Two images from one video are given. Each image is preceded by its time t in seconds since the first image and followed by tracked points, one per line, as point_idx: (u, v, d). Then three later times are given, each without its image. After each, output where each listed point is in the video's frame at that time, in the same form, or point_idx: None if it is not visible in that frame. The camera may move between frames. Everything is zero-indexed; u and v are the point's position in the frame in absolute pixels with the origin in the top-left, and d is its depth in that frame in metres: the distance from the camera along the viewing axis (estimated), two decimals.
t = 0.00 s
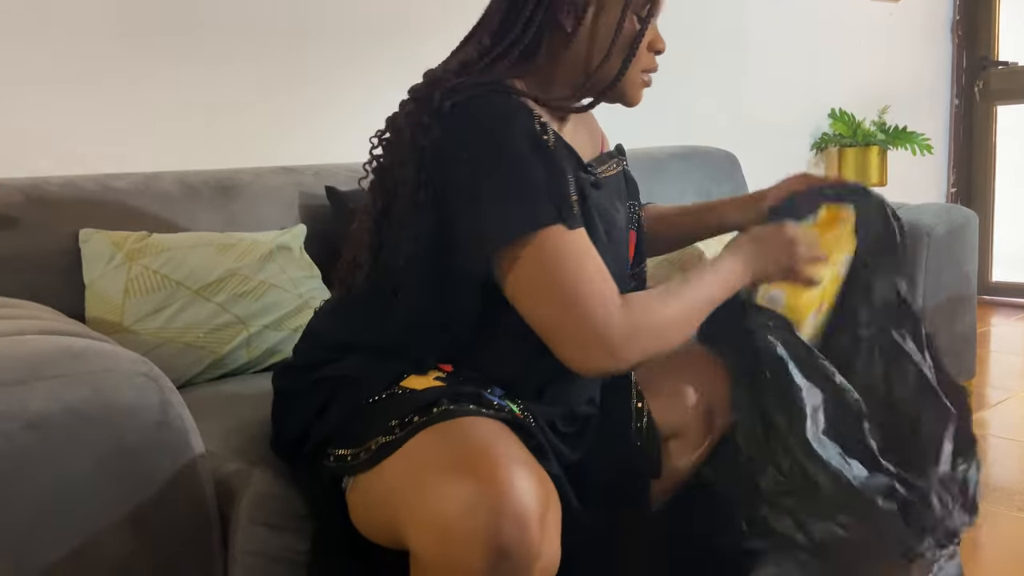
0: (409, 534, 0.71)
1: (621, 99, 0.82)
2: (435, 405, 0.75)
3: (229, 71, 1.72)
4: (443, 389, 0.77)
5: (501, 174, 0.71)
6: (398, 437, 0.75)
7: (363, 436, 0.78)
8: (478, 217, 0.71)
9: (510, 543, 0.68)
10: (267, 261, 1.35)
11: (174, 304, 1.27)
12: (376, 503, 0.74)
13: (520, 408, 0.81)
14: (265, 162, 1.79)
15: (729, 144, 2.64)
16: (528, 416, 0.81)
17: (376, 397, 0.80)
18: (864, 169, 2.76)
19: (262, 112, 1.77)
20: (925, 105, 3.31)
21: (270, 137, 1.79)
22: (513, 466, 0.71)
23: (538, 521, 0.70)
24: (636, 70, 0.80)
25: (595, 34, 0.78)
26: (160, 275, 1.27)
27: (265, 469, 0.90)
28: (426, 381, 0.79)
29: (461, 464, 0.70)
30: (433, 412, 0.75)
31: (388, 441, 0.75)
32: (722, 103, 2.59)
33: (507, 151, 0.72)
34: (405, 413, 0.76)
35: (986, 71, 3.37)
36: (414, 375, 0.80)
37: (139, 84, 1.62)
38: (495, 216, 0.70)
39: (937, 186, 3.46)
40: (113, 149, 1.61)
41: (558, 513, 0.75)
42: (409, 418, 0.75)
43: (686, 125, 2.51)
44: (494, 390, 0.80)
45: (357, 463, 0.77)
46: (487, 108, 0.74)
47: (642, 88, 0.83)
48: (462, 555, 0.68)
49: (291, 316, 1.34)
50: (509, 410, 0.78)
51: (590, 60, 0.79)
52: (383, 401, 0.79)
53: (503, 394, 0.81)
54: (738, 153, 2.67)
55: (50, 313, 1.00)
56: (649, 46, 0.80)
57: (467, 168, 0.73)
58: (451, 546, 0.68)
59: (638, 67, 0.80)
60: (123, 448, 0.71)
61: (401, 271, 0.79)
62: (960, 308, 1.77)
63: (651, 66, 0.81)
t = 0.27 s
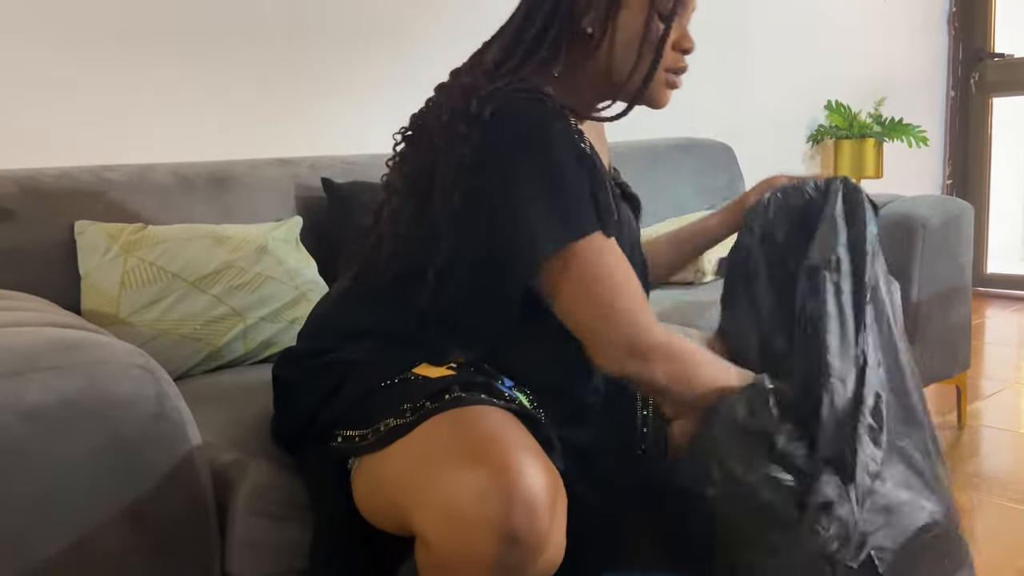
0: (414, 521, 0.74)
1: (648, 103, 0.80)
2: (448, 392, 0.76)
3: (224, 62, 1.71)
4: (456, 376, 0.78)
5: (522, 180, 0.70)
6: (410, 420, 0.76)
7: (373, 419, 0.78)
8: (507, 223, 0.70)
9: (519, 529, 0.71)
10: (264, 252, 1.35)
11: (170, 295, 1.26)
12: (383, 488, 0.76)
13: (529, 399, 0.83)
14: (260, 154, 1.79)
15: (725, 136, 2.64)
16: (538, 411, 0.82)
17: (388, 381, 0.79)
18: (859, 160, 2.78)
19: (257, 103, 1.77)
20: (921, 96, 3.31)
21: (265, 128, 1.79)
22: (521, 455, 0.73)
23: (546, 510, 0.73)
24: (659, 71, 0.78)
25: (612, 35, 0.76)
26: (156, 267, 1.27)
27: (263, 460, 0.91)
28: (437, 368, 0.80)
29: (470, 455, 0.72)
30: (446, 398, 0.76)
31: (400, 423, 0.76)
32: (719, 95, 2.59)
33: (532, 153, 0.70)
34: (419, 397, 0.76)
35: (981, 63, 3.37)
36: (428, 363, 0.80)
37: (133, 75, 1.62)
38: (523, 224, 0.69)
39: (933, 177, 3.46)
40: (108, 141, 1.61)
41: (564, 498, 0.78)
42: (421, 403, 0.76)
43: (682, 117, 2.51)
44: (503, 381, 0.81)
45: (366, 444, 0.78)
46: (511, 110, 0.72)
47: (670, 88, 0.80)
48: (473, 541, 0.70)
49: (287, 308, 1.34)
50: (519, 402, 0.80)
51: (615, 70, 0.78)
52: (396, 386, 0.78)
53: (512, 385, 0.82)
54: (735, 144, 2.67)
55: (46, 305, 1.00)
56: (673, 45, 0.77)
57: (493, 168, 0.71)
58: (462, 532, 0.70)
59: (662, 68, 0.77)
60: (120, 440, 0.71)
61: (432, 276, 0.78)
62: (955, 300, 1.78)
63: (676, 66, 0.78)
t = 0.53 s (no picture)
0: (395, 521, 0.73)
1: (684, 117, 0.75)
2: (432, 390, 0.77)
3: (219, 51, 1.71)
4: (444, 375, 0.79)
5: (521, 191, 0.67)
6: (393, 418, 0.77)
7: (359, 414, 0.80)
8: (495, 229, 0.67)
9: (496, 531, 0.70)
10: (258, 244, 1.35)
11: (164, 286, 1.26)
12: (367, 486, 0.76)
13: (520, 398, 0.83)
14: (254, 143, 1.78)
15: (720, 126, 2.64)
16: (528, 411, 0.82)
17: (378, 375, 0.81)
18: (855, 151, 2.80)
19: (251, 92, 1.76)
20: (916, 87, 3.32)
21: (260, 118, 1.78)
22: (499, 457, 0.72)
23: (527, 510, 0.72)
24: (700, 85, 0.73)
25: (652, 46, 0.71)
26: (150, 257, 1.26)
27: (258, 451, 0.91)
28: (426, 365, 0.81)
29: (447, 457, 0.72)
30: (430, 396, 0.77)
31: (384, 420, 0.77)
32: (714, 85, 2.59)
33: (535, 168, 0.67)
34: (405, 394, 0.77)
35: (976, 54, 3.37)
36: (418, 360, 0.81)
37: (127, 63, 1.61)
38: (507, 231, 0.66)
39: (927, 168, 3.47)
40: (102, 130, 1.60)
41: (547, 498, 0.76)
42: (405, 400, 0.77)
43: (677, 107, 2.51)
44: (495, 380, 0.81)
45: (351, 440, 0.79)
46: (525, 121, 0.69)
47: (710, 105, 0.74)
48: (450, 542, 0.70)
49: (282, 298, 1.34)
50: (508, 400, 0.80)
51: (652, 81, 0.73)
52: (385, 381, 0.80)
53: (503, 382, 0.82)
54: (731, 134, 2.67)
55: (41, 294, 0.99)
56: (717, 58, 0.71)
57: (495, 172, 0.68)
58: (438, 534, 0.70)
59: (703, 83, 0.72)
60: (115, 430, 0.71)
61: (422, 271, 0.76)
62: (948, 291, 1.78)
63: (719, 82, 0.73)
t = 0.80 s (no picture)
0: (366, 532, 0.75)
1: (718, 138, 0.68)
2: (398, 401, 0.78)
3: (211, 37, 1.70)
4: (414, 383, 0.79)
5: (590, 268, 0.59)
6: (362, 431, 0.77)
7: (329, 424, 0.80)
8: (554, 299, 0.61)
9: (461, 552, 0.72)
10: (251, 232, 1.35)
11: (157, 272, 1.25)
12: (343, 495, 0.78)
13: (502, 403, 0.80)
14: (247, 130, 1.78)
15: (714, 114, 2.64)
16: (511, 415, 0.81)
17: (349, 384, 0.80)
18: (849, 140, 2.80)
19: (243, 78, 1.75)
20: (910, 75, 3.31)
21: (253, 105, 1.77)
22: (471, 478, 0.73)
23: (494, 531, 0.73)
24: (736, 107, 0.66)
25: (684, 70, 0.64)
26: (143, 244, 1.26)
27: (251, 441, 0.90)
28: (399, 372, 0.80)
29: (418, 474, 0.73)
30: (396, 408, 0.78)
31: (351, 434, 0.78)
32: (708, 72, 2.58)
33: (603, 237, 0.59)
34: (371, 407, 0.78)
35: (971, 41, 3.36)
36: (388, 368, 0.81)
37: (119, 49, 1.60)
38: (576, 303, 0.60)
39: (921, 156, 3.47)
40: (93, 117, 1.59)
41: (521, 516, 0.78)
42: (375, 412, 0.78)
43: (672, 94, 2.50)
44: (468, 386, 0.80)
45: (324, 451, 0.79)
46: (583, 170, 0.61)
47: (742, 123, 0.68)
48: (416, 559, 0.72)
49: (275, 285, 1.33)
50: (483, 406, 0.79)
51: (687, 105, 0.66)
52: (354, 390, 0.80)
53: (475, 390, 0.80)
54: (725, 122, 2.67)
55: (31, 283, 0.99)
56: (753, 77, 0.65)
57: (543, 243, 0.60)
58: (404, 549, 0.72)
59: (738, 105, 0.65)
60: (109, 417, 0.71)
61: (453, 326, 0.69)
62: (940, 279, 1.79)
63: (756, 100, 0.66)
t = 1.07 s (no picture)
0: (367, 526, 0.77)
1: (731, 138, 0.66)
2: (397, 396, 0.79)
3: (201, 22, 1.68)
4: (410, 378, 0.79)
5: (606, 295, 0.59)
6: (360, 426, 0.78)
7: (325, 418, 0.80)
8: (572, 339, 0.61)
9: (464, 549, 0.74)
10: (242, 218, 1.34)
11: (147, 256, 1.24)
12: (341, 488, 0.79)
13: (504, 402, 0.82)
14: (238, 117, 1.76)
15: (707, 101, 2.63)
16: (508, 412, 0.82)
17: (345, 378, 0.81)
18: (843, 128, 2.80)
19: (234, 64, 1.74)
20: (903, 62, 3.31)
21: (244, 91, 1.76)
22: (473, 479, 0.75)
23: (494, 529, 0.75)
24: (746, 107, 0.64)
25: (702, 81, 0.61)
26: (133, 230, 1.25)
27: (244, 429, 0.90)
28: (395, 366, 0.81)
29: (421, 474, 0.75)
30: (396, 402, 0.79)
31: (349, 429, 0.79)
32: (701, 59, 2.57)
33: (622, 265, 0.59)
34: (367, 402, 0.79)
35: (964, 29, 3.36)
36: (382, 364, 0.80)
37: (108, 34, 1.58)
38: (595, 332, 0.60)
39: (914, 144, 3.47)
40: (82, 102, 1.58)
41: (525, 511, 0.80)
42: (373, 407, 0.79)
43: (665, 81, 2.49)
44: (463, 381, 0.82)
45: (322, 445, 0.80)
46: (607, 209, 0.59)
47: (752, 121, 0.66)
48: (413, 553, 0.74)
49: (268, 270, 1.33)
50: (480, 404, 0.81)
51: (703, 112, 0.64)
52: (348, 385, 0.80)
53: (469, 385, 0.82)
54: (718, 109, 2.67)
55: (21, 269, 0.98)
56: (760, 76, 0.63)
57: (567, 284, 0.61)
58: (403, 543, 0.74)
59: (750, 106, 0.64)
60: (101, 402, 0.71)
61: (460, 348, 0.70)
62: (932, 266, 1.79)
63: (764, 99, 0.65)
